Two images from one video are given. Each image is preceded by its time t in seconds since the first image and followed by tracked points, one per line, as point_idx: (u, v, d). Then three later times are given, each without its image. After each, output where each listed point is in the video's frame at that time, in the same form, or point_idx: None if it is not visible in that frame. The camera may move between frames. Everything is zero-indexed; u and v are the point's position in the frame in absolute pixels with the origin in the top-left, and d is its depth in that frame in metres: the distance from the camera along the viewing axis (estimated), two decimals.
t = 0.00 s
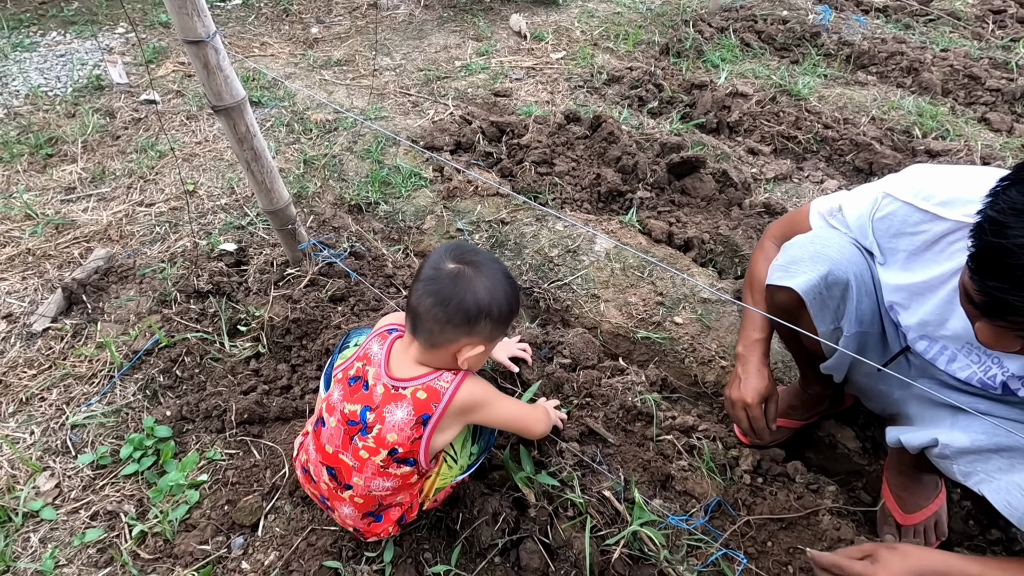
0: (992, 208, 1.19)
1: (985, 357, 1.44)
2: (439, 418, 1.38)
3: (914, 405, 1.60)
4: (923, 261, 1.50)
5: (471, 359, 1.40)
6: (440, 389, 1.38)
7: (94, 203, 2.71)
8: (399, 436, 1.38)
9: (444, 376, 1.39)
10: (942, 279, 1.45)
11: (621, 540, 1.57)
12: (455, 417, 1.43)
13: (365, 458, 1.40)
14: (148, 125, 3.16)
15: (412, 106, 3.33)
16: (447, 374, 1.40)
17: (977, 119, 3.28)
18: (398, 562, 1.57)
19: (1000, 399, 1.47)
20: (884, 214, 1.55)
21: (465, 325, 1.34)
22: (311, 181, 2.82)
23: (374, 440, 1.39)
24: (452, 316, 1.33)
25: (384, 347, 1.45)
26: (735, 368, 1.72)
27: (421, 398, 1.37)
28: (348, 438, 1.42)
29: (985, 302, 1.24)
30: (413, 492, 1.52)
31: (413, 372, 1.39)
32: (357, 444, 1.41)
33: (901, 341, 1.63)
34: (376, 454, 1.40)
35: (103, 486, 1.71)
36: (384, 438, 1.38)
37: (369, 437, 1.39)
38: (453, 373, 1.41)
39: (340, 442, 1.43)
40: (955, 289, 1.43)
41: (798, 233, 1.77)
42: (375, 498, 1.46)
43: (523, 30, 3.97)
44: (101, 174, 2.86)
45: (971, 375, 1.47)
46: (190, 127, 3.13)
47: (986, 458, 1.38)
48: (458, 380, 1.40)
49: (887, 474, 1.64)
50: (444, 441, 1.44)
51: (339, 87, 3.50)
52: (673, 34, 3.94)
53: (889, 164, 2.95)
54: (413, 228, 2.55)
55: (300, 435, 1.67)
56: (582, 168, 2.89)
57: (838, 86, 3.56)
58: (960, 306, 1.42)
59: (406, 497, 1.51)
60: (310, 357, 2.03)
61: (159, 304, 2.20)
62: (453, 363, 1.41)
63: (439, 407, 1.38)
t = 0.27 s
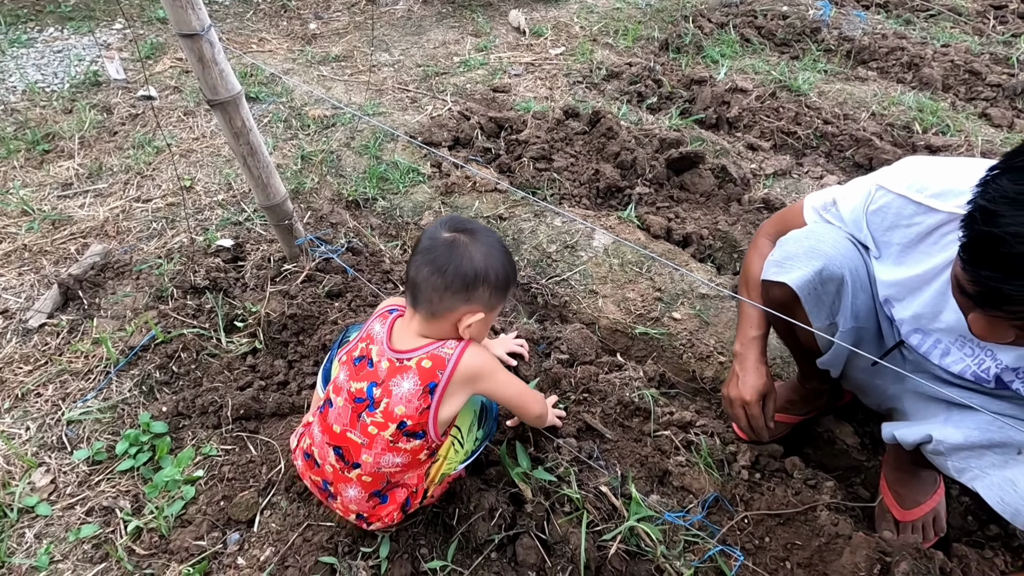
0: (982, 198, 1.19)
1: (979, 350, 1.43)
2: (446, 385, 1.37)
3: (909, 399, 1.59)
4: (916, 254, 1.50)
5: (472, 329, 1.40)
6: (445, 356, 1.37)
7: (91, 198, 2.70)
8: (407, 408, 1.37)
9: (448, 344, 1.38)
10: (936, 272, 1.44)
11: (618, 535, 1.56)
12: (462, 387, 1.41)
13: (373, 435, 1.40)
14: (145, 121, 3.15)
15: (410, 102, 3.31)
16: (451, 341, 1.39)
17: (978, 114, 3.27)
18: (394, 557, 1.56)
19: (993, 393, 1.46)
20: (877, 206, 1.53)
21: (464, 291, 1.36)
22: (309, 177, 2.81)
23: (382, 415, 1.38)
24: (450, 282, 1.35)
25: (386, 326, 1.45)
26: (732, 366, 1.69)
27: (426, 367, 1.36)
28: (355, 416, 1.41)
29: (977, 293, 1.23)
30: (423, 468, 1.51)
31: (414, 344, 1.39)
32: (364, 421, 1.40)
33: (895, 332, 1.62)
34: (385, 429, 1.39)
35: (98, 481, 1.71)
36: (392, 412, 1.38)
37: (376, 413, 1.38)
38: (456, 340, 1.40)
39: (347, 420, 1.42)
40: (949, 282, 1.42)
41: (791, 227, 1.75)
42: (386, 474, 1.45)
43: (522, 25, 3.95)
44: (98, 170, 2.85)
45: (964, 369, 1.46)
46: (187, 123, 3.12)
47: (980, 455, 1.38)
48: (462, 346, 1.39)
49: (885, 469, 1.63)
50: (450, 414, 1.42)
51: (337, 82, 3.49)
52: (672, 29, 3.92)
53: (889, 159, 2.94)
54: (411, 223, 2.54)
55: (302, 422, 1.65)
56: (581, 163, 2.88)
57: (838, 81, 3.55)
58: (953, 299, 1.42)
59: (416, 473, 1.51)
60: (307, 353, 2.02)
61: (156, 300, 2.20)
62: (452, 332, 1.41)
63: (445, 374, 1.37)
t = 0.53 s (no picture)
0: (1012, 183, 1.14)
1: (1000, 343, 1.38)
2: (462, 365, 1.30)
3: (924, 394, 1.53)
4: (935, 239, 1.44)
5: (485, 304, 1.35)
6: (462, 335, 1.30)
7: (79, 190, 2.63)
8: (420, 387, 1.31)
9: (466, 322, 1.32)
10: (958, 257, 1.38)
11: (621, 537, 1.50)
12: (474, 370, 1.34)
13: (384, 414, 1.33)
14: (136, 112, 3.08)
15: (407, 93, 3.24)
16: (469, 319, 1.32)
17: (986, 104, 3.20)
18: (387, 560, 1.50)
19: (1015, 387, 1.40)
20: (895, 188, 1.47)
21: (478, 260, 1.30)
22: (303, 168, 2.74)
23: (394, 394, 1.31)
24: (464, 251, 1.30)
25: (395, 300, 1.37)
26: (738, 366, 1.61)
27: (441, 345, 1.29)
28: (363, 395, 1.34)
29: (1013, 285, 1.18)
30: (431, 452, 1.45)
31: (428, 320, 1.33)
32: (374, 400, 1.33)
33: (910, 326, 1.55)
34: (396, 409, 1.32)
35: (80, 481, 1.64)
36: (405, 391, 1.31)
37: (387, 391, 1.32)
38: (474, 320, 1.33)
39: (355, 399, 1.35)
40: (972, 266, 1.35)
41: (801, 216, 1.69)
42: (394, 456, 1.39)
43: (521, 16, 3.88)
44: (87, 161, 2.78)
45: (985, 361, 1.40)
46: (179, 114, 3.05)
47: (1001, 450, 1.33)
48: (480, 326, 1.32)
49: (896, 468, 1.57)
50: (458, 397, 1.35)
51: (333, 73, 3.42)
52: (674, 20, 3.84)
53: (896, 150, 2.87)
54: (407, 215, 2.47)
55: (293, 406, 1.57)
56: (581, 154, 2.81)
57: (842, 72, 3.48)
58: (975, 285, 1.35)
59: (425, 456, 1.44)
60: (298, 348, 1.96)
61: (143, 293, 2.13)
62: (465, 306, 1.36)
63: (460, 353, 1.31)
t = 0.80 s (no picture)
0: None
1: None
2: (413, 398, 1.11)
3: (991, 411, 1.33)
4: None
5: (447, 321, 1.16)
6: (416, 362, 1.12)
7: (34, 176, 2.41)
8: (365, 419, 1.12)
9: (424, 347, 1.14)
10: None
11: None
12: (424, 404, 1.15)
13: (322, 447, 1.14)
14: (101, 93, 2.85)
15: (395, 72, 3.01)
16: (427, 345, 1.14)
17: (1016, 83, 2.98)
18: None
19: None
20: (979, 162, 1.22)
21: (437, 269, 1.12)
22: (280, 152, 2.52)
23: (334, 424, 1.13)
24: (420, 259, 1.12)
25: (347, 311, 1.21)
26: (772, 379, 1.41)
27: (390, 370, 1.11)
28: (300, 423, 1.15)
29: None
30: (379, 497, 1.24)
31: (379, 339, 1.15)
32: (312, 430, 1.14)
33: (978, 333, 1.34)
34: (336, 442, 1.13)
35: (6, 507, 1.43)
36: (346, 422, 1.12)
37: (327, 420, 1.13)
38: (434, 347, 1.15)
39: (291, 427, 1.16)
40: None
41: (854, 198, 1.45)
42: (333, 499, 1.18)
43: None
44: (45, 145, 2.55)
45: None
46: (148, 95, 2.82)
47: None
48: (439, 356, 1.14)
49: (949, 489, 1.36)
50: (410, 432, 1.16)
51: (316, 52, 3.18)
52: None
53: (924, 130, 2.65)
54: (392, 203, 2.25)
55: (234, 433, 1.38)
56: (582, 136, 2.59)
57: (860, 49, 3.25)
58: None
59: (372, 501, 1.24)
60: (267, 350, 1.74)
61: (95, 289, 1.91)
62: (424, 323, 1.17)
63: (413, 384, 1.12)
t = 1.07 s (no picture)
0: None
1: None
2: (337, 428, 0.92)
3: None
4: None
5: (384, 314, 0.96)
6: (338, 376, 0.93)
7: None
8: (274, 456, 0.92)
9: (351, 356, 0.95)
10: None
11: None
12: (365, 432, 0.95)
13: (222, 497, 0.93)
14: (53, 68, 2.57)
15: (379, 47, 2.73)
16: (358, 354, 0.96)
17: None
18: None
19: None
20: None
21: (363, 242, 0.92)
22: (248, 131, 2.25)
23: (236, 465, 0.93)
24: (340, 230, 0.92)
25: (256, 310, 1.04)
26: (830, 381, 1.21)
27: (304, 393, 0.92)
28: (195, 464, 0.96)
29: None
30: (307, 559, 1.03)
31: (297, 345, 0.96)
32: (208, 473, 0.94)
33: None
34: (239, 490, 0.93)
35: None
36: (250, 462, 0.92)
37: (227, 459, 0.93)
38: (366, 355, 0.96)
39: (184, 472, 0.96)
40: None
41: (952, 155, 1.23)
42: (242, 564, 0.97)
43: None
44: None
45: None
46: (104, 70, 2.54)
47: None
48: (368, 365, 0.95)
49: None
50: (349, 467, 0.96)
51: (293, 25, 2.90)
52: None
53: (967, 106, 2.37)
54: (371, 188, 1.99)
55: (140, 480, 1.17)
56: (587, 113, 2.31)
57: (888, 22, 2.97)
58: None
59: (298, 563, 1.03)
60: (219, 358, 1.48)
61: (20, 284, 1.64)
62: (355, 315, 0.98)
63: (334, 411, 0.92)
